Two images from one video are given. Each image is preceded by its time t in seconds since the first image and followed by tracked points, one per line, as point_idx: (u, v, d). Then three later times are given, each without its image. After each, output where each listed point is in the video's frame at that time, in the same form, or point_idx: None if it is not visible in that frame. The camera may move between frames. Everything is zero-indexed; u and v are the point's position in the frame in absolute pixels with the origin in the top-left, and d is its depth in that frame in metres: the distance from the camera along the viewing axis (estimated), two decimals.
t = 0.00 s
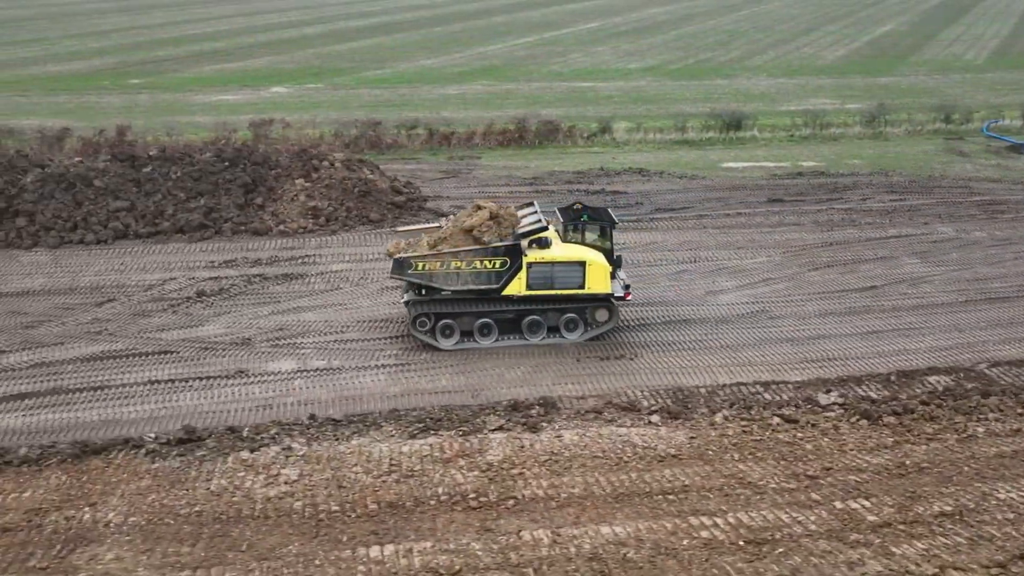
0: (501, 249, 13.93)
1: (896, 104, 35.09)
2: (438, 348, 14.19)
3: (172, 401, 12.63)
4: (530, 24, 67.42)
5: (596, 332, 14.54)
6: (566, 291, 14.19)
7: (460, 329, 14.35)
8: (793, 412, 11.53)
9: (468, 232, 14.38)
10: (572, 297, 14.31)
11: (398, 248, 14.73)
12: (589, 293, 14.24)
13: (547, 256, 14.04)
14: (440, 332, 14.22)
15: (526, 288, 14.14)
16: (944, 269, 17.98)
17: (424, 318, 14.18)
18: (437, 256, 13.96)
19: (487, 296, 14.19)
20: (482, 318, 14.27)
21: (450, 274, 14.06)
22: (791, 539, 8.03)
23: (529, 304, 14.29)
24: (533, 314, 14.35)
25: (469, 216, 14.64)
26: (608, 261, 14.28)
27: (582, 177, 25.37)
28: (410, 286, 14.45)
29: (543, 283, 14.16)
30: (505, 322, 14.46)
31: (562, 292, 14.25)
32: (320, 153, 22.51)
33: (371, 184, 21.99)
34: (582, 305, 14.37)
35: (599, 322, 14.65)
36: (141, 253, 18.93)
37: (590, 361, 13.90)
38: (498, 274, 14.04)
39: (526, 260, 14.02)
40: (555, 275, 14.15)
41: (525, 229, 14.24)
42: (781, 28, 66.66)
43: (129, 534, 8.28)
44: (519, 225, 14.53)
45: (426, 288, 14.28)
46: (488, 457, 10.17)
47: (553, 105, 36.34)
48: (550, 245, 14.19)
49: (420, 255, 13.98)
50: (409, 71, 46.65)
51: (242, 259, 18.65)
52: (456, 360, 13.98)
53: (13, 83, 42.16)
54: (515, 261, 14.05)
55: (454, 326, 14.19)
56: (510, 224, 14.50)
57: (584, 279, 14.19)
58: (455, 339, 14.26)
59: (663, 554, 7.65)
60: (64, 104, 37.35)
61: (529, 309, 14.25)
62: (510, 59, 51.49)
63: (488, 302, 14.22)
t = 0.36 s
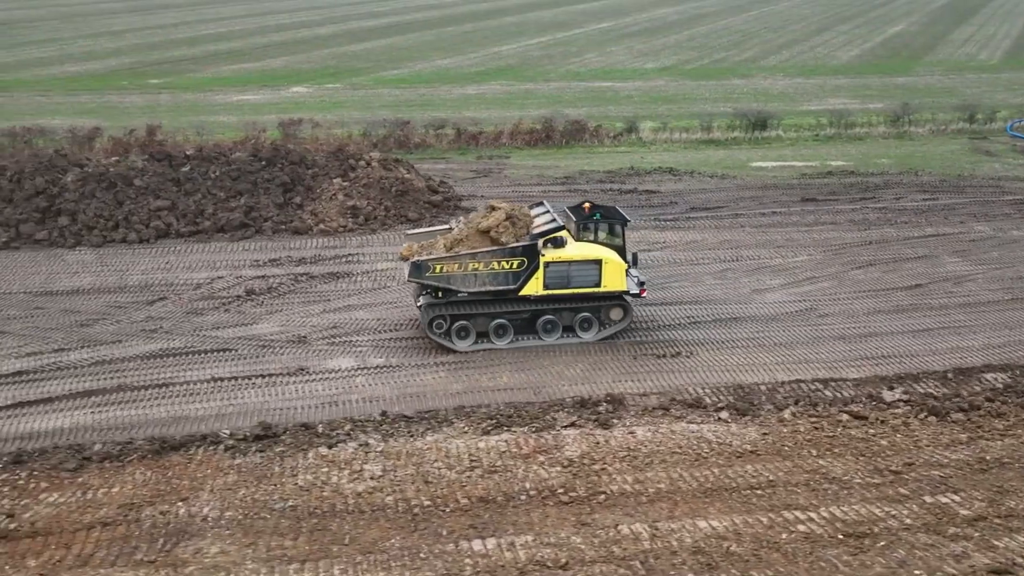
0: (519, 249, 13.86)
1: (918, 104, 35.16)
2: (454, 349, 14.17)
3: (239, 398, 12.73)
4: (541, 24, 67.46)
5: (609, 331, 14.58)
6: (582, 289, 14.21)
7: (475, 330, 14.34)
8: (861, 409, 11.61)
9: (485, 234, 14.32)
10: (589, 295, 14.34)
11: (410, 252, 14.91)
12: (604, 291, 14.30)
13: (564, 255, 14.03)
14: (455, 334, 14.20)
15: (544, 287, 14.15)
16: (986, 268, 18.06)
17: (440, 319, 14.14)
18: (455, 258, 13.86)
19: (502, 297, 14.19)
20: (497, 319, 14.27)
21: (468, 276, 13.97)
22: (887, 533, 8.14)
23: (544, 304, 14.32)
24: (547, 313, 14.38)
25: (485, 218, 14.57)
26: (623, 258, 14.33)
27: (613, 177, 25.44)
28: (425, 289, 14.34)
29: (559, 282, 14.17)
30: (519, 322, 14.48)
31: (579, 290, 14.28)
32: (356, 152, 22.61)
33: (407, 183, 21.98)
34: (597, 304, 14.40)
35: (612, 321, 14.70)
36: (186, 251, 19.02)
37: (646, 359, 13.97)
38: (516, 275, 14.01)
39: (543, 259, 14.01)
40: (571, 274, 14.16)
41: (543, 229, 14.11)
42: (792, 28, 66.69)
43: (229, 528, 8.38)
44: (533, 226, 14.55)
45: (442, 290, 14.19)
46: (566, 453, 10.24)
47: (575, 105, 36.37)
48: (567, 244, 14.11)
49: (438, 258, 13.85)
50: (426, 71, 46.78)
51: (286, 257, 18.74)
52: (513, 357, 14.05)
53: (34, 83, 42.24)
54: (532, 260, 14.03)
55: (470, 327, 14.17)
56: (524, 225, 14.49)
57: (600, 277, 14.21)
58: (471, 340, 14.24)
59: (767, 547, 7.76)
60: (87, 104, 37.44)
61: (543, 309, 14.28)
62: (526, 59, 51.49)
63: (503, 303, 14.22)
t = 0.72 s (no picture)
0: (538, 251, 13.86)
1: (941, 104, 35.22)
2: (473, 353, 14.09)
3: (304, 396, 12.82)
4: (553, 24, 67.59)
5: (626, 332, 14.57)
6: (600, 290, 14.24)
7: (492, 332, 14.28)
8: (928, 407, 11.71)
9: (504, 237, 14.09)
10: (606, 295, 14.37)
11: (426, 257, 14.95)
12: (621, 291, 14.33)
13: (581, 256, 14.05)
14: (473, 337, 14.13)
15: (562, 288, 14.15)
16: None
17: (457, 323, 14.08)
18: (474, 262, 13.86)
19: (520, 299, 14.14)
20: (514, 321, 14.22)
21: (487, 279, 13.97)
22: (985, 528, 8.31)
23: (560, 305, 14.29)
24: (563, 315, 14.35)
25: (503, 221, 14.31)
26: (638, 257, 14.39)
27: (644, 177, 25.54)
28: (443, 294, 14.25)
29: (577, 283, 14.18)
30: (535, 323, 14.45)
31: (596, 291, 14.30)
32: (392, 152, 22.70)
33: (445, 183, 22.07)
34: (614, 304, 14.39)
35: (628, 321, 14.70)
36: (230, 251, 19.10)
37: (703, 358, 14.02)
38: (535, 277, 14.01)
39: (561, 260, 14.00)
40: (589, 275, 14.18)
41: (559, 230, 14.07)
42: (803, 28, 66.76)
43: (329, 524, 8.49)
44: (551, 227, 14.36)
45: (460, 294, 14.12)
46: (646, 450, 10.33)
47: (598, 105, 36.45)
48: (583, 244, 14.16)
49: (457, 262, 13.86)
50: (444, 72, 46.89)
51: (331, 257, 18.83)
52: (572, 355, 14.12)
53: (56, 83, 42.37)
54: (550, 262, 14.02)
55: (488, 330, 14.10)
56: (542, 226, 14.30)
57: (617, 277, 14.26)
58: (488, 342, 14.17)
59: (870, 542, 7.94)
60: (111, 104, 37.56)
61: (560, 310, 14.24)
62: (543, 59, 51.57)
63: (519, 305, 14.16)
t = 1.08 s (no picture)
0: (555, 253, 13.82)
1: (963, 104, 35.29)
2: (490, 356, 14.06)
3: (366, 394, 12.91)
4: (565, 24, 67.77)
5: (643, 333, 14.56)
6: (616, 291, 14.23)
7: (509, 336, 14.24)
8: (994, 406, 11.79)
9: (521, 240, 14.02)
10: (623, 296, 14.36)
11: (441, 260, 14.68)
12: (638, 292, 14.32)
13: (598, 258, 14.01)
14: (490, 340, 14.09)
15: (579, 291, 14.13)
16: None
17: (474, 326, 14.05)
18: (491, 265, 13.82)
19: (538, 302, 14.12)
20: (530, 324, 14.19)
21: (505, 282, 13.94)
22: None
23: (577, 307, 14.28)
24: (580, 317, 14.34)
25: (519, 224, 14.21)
26: (654, 257, 14.38)
27: (675, 176, 25.62)
28: (459, 298, 14.18)
29: (594, 285, 14.15)
30: (552, 326, 14.42)
31: (613, 292, 14.28)
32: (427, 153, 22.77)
33: (481, 182, 22.16)
34: (631, 305, 14.38)
35: (644, 322, 14.69)
36: (272, 251, 19.19)
37: (759, 356, 14.08)
38: (553, 279, 13.98)
39: (579, 262, 13.97)
40: (606, 276, 14.16)
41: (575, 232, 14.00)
42: (815, 28, 66.82)
43: (424, 519, 8.58)
44: (566, 228, 14.30)
45: (478, 297, 14.08)
46: (722, 447, 10.41)
47: (619, 105, 36.55)
48: (598, 245, 14.11)
49: (475, 265, 13.80)
50: (461, 72, 46.99)
51: (374, 257, 18.91)
52: (629, 353, 14.19)
53: (76, 83, 42.54)
54: (567, 264, 14.00)
55: (505, 334, 14.07)
56: (558, 227, 14.22)
57: (634, 278, 14.24)
58: (506, 345, 14.14)
59: (969, 538, 8.13)
60: (134, 104, 37.71)
61: (576, 313, 14.23)
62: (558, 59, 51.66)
63: (536, 308, 14.13)
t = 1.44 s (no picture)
0: (576, 255, 13.79)
1: (985, 104, 35.40)
2: (512, 360, 13.95)
3: (432, 392, 13.00)
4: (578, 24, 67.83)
5: (661, 334, 14.57)
6: (635, 292, 14.21)
7: (529, 340, 14.17)
8: None
9: (542, 242, 14.06)
10: (642, 298, 14.36)
11: (460, 263, 14.48)
12: (657, 294, 14.32)
13: (617, 259, 14.00)
14: (511, 344, 14.00)
15: (599, 293, 14.10)
16: None
17: (495, 331, 13.96)
18: (512, 268, 13.75)
19: (558, 305, 14.08)
20: (550, 327, 14.13)
21: (526, 285, 13.86)
22: None
23: (596, 309, 14.24)
24: (599, 320, 14.31)
25: (539, 226, 14.24)
26: (672, 258, 14.40)
27: (708, 177, 25.69)
28: (479, 301, 14.09)
29: (614, 287, 14.13)
30: (571, 329, 14.36)
31: (632, 293, 14.26)
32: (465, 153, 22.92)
33: (519, 181, 22.24)
34: (650, 306, 14.41)
35: (662, 324, 14.69)
36: (316, 250, 19.29)
37: (818, 354, 14.14)
38: (573, 282, 13.94)
39: (599, 264, 13.94)
40: (625, 278, 14.15)
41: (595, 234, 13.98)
42: (826, 28, 66.85)
43: (523, 515, 8.66)
44: (584, 230, 14.32)
45: (498, 301, 13.99)
46: (802, 444, 10.50)
47: (642, 105, 36.63)
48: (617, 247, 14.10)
49: (496, 269, 13.73)
50: (480, 72, 47.06)
51: (419, 256, 18.99)
52: (688, 351, 14.27)
53: (97, 83, 42.65)
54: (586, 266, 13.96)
55: (525, 337, 13.99)
56: (576, 230, 14.27)
57: (653, 280, 14.25)
58: (526, 349, 14.04)
59: None
60: (157, 104, 37.81)
61: (595, 315, 14.20)
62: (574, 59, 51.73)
63: (555, 311, 14.08)
